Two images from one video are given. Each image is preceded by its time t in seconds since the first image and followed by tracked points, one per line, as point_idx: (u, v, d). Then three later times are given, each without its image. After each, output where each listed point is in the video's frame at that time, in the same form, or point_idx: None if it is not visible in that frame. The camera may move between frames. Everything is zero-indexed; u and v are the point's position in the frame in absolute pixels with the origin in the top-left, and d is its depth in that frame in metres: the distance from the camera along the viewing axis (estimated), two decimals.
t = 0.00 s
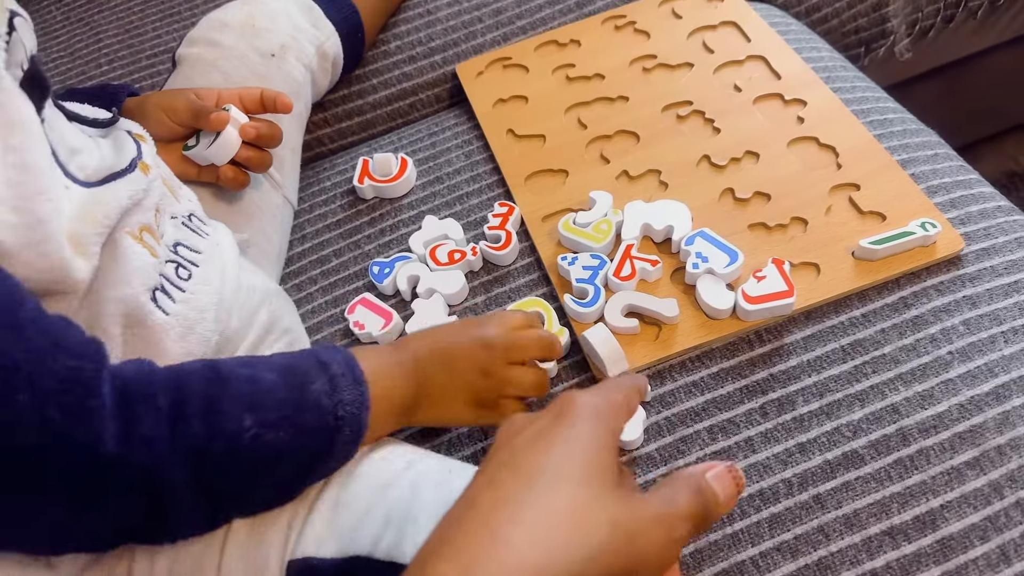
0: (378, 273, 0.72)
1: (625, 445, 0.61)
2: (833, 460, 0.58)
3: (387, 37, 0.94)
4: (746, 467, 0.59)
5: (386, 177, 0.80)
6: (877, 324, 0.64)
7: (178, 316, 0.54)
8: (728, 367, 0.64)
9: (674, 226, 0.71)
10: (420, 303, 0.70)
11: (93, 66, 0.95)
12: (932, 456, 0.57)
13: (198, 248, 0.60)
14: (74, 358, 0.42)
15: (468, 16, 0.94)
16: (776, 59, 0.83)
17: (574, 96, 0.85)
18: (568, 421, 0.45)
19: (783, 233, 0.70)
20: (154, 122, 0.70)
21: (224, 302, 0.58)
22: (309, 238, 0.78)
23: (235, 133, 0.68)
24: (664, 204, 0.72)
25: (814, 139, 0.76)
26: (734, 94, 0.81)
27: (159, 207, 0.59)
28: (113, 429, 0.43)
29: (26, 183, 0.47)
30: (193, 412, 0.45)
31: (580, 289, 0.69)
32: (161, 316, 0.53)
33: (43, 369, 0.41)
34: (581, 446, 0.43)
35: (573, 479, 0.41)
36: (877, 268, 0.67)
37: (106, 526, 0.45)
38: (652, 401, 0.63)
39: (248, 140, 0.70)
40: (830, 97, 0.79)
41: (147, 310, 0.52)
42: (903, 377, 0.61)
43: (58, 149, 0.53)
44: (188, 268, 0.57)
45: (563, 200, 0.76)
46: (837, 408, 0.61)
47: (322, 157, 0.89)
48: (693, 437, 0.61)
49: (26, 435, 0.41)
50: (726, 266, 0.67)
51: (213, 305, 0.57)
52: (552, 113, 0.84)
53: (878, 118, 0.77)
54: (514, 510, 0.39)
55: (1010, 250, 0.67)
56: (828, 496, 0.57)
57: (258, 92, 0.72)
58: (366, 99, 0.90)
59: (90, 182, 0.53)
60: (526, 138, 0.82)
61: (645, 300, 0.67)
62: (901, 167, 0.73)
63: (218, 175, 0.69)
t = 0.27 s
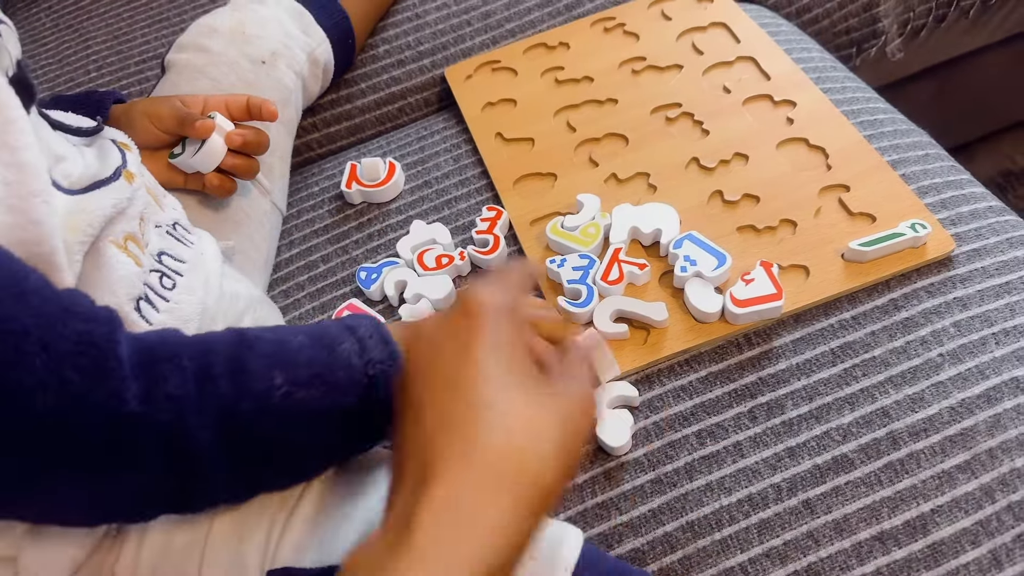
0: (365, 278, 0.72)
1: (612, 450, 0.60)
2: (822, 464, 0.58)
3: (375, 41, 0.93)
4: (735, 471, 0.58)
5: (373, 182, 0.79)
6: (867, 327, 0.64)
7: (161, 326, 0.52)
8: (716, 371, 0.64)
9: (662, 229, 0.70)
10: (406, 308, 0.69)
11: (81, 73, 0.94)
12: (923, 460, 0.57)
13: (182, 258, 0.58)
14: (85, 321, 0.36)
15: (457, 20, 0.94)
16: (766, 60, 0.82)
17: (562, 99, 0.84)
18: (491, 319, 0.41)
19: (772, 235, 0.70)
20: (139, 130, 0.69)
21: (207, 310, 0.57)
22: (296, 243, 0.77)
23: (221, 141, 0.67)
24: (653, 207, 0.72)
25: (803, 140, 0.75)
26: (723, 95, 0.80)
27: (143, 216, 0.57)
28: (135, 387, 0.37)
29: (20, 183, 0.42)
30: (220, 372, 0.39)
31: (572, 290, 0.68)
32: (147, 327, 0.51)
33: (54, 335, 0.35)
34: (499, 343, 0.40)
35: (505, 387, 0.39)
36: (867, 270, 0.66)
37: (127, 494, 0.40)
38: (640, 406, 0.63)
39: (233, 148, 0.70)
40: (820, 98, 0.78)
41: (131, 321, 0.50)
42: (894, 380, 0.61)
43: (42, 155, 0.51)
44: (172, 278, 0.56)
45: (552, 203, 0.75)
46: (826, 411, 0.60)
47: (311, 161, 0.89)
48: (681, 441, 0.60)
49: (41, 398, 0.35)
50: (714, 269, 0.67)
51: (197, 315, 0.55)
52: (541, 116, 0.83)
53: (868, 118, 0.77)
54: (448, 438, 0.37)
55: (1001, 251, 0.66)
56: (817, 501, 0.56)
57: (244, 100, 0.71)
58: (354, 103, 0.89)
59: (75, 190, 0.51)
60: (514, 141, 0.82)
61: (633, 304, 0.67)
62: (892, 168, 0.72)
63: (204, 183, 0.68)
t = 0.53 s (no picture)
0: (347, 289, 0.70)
1: (597, 465, 0.59)
2: (809, 478, 0.57)
3: (361, 47, 0.92)
4: (720, 485, 0.57)
5: (357, 190, 0.78)
6: (854, 337, 0.63)
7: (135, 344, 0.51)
8: (702, 382, 0.63)
9: (647, 238, 0.69)
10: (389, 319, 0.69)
11: (65, 81, 0.93)
12: (910, 474, 0.56)
13: (158, 271, 0.57)
14: (49, 351, 0.39)
15: (443, 26, 0.93)
16: (754, 65, 0.81)
17: (548, 105, 0.83)
18: (468, 175, 0.46)
19: (758, 243, 0.69)
20: (116, 141, 0.68)
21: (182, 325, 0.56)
22: (279, 253, 0.77)
23: (198, 152, 0.67)
24: (639, 216, 0.71)
25: (791, 146, 0.75)
26: (709, 101, 0.80)
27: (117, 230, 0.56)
28: (95, 421, 0.41)
29: None
30: (184, 408, 0.44)
31: (557, 301, 0.67)
32: (120, 344, 0.50)
33: (17, 366, 0.38)
34: (478, 199, 0.45)
35: (472, 240, 0.43)
36: (855, 279, 0.66)
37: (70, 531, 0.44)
38: (625, 419, 0.62)
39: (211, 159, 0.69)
40: (808, 103, 0.77)
41: (102, 338, 0.49)
42: (881, 392, 0.60)
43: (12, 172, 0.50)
44: (148, 293, 0.55)
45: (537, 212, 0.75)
46: (813, 424, 0.59)
47: (296, 170, 0.88)
48: (666, 455, 0.59)
49: (3, 429, 0.38)
50: (700, 279, 0.66)
51: (173, 331, 0.55)
52: (527, 122, 0.82)
53: (857, 124, 0.76)
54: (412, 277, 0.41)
55: (991, 259, 0.65)
56: (804, 516, 0.55)
57: (222, 109, 0.71)
58: (339, 110, 0.88)
59: (46, 205, 0.50)
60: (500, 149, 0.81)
61: (618, 315, 0.66)
62: (880, 175, 0.71)
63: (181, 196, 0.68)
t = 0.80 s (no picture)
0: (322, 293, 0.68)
1: (583, 474, 0.57)
2: (802, 485, 0.55)
3: (337, 42, 0.90)
4: (710, 494, 0.55)
5: (333, 191, 0.75)
6: (847, 337, 0.61)
7: (94, 357, 0.51)
8: (691, 386, 0.61)
9: (633, 238, 0.67)
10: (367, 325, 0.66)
11: (31, 81, 0.90)
12: (907, 479, 0.54)
13: (118, 281, 0.57)
14: None
15: (422, 20, 0.91)
16: (741, 57, 0.79)
17: (530, 100, 0.81)
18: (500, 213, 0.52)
19: (747, 241, 0.67)
20: (78, 145, 0.66)
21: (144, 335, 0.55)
22: (253, 257, 0.74)
23: (162, 157, 0.64)
24: (624, 214, 0.69)
25: (780, 140, 0.72)
26: (696, 94, 0.77)
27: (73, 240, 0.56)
28: None
29: None
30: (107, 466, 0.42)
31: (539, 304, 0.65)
32: (74, 359, 0.50)
33: None
34: (506, 232, 0.50)
35: (489, 259, 0.48)
36: (847, 277, 0.63)
37: None
38: (611, 426, 0.60)
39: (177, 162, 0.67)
40: (797, 95, 0.75)
41: (56, 353, 0.50)
42: (876, 394, 0.58)
43: None
44: (107, 303, 0.54)
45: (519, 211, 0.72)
46: (805, 428, 0.57)
47: (271, 169, 0.85)
48: (655, 463, 0.57)
49: None
50: (687, 280, 0.64)
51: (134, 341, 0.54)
52: (508, 118, 0.80)
53: (848, 116, 0.74)
54: (429, 276, 0.46)
55: (987, 254, 0.63)
56: (797, 526, 0.53)
57: (188, 109, 0.68)
58: (315, 107, 0.86)
59: None
60: (480, 146, 0.78)
61: (603, 317, 0.64)
62: (872, 169, 0.69)
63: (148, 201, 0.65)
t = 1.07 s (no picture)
0: (308, 288, 0.67)
1: (577, 471, 0.56)
2: (801, 481, 0.54)
3: (324, 31, 0.88)
4: (707, 490, 0.54)
5: (320, 183, 0.74)
6: (845, 329, 0.60)
7: (71, 355, 0.50)
8: (687, 380, 0.59)
9: (627, 230, 0.66)
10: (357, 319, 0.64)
11: (10, 73, 0.88)
12: (907, 474, 0.53)
13: (98, 276, 0.55)
14: None
15: (410, 7, 0.89)
16: (735, 44, 0.78)
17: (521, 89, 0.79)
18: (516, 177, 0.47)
19: (743, 232, 0.66)
20: (54, 136, 0.64)
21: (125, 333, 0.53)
22: (239, 251, 0.72)
23: (143, 149, 0.62)
24: (617, 205, 0.67)
25: (775, 128, 0.71)
26: (690, 82, 0.76)
27: (50, 234, 0.54)
28: None
29: None
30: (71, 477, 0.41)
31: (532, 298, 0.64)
32: (50, 357, 0.49)
33: None
34: (523, 201, 0.46)
35: (501, 233, 0.44)
36: (845, 267, 0.62)
37: None
38: (607, 421, 0.58)
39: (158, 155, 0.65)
40: (793, 82, 0.74)
41: (32, 350, 0.49)
42: (875, 387, 0.57)
43: None
44: (85, 300, 0.53)
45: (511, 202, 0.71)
46: (804, 422, 0.56)
47: (257, 161, 0.83)
48: (650, 459, 0.56)
49: None
50: (682, 272, 0.62)
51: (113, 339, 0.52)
52: (499, 107, 0.78)
53: (844, 103, 0.73)
54: (441, 255, 0.43)
55: (986, 243, 0.62)
56: (796, 522, 0.52)
57: (169, 100, 0.66)
58: (301, 98, 0.84)
59: None
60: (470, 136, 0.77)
61: (597, 310, 0.63)
62: (869, 157, 0.68)
63: (128, 196, 0.64)
